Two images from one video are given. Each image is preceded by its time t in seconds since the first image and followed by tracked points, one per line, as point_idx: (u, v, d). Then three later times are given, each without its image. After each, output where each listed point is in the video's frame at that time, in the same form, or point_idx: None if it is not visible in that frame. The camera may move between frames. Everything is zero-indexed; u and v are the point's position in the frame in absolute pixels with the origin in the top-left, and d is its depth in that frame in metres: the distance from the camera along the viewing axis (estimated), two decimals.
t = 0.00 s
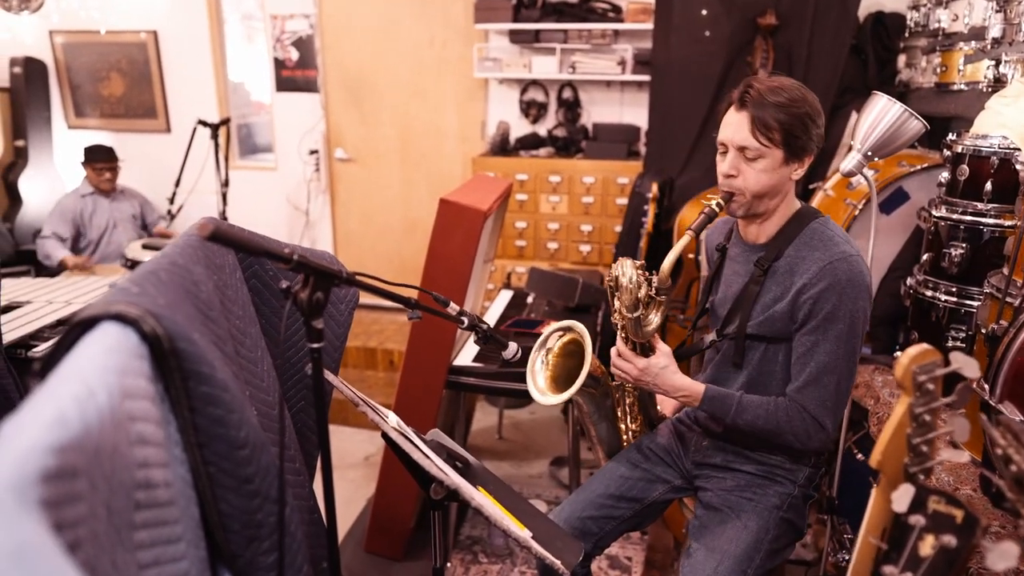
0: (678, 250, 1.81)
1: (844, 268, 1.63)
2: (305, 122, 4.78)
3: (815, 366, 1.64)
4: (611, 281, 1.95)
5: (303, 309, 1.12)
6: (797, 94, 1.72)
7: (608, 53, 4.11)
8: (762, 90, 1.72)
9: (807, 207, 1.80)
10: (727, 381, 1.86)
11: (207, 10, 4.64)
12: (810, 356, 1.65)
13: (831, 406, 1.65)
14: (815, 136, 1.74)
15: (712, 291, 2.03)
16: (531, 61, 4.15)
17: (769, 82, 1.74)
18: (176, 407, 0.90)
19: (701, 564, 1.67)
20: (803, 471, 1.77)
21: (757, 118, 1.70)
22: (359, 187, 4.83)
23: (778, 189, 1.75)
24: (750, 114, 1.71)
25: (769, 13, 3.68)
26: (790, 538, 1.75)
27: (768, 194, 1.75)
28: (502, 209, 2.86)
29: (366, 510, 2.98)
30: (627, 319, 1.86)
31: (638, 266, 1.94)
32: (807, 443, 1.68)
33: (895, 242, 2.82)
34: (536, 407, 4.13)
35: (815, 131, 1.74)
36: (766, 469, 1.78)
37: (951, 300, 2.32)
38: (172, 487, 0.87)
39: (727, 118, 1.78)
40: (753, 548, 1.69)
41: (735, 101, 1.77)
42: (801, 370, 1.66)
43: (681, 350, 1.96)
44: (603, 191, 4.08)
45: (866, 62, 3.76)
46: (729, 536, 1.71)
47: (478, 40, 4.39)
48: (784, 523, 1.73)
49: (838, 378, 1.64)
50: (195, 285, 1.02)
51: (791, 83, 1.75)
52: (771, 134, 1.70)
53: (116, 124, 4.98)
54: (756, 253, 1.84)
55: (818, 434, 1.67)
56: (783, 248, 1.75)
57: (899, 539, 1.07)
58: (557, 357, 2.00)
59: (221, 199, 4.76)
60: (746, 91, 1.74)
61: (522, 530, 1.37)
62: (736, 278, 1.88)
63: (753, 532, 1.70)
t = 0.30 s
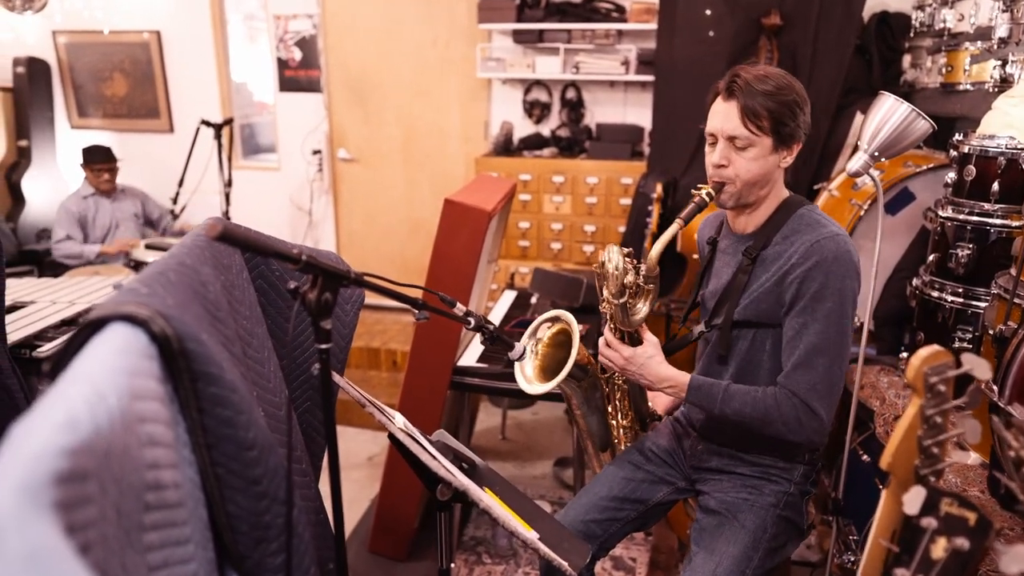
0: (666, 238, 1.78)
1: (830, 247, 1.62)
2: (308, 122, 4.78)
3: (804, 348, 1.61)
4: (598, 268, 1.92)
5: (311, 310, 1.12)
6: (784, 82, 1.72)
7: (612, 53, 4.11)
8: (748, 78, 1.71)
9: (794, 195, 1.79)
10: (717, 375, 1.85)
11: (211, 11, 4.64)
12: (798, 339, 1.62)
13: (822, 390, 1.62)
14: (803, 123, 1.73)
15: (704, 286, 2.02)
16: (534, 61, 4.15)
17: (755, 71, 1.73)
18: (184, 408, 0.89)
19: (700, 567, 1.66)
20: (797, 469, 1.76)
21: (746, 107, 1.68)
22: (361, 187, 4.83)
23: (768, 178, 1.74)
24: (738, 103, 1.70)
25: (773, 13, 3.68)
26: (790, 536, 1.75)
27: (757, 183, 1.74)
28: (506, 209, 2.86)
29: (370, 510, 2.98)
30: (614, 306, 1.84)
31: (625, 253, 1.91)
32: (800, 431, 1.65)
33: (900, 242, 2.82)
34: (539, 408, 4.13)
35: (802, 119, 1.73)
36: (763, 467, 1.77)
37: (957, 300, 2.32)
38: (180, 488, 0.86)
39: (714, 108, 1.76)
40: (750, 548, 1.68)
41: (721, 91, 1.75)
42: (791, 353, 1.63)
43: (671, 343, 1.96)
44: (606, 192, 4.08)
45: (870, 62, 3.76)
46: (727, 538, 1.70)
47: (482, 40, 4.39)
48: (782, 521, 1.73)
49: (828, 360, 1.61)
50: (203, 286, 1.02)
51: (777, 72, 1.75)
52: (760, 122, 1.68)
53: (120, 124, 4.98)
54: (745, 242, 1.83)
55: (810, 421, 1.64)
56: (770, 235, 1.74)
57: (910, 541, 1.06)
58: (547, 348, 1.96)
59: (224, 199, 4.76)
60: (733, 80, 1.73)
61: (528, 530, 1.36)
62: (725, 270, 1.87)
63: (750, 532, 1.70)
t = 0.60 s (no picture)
0: (673, 236, 1.79)
1: (832, 237, 1.62)
2: (312, 122, 4.78)
3: (812, 338, 1.58)
4: (607, 270, 1.94)
5: (326, 312, 1.13)
6: (780, 78, 1.71)
7: (617, 54, 4.10)
8: (745, 75, 1.71)
9: (797, 192, 1.80)
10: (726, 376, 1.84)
11: (216, 11, 4.64)
12: (805, 331, 1.60)
13: (832, 381, 1.59)
14: (801, 117, 1.73)
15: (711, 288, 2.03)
16: (539, 61, 4.15)
17: (751, 68, 1.73)
18: (202, 409, 0.89)
19: (706, 568, 1.67)
20: (810, 474, 1.76)
21: (742, 104, 1.68)
22: (365, 188, 4.83)
23: (769, 172, 1.74)
24: (734, 101, 1.70)
25: (779, 14, 3.67)
26: (798, 542, 1.75)
27: (758, 178, 1.74)
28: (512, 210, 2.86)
29: (376, 511, 2.98)
30: (624, 307, 1.84)
31: (633, 254, 1.93)
32: (811, 427, 1.61)
33: (907, 243, 2.81)
34: (544, 408, 4.13)
35: (800, 113, 1.73)
36: (775, 471, 1.77)
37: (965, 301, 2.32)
38: (197, 490, 0.86)
39: (711, 107, 1.76)
40: (756, 555, 1.67)
41: (718, 90, 1.75)
42: (800, 345, 1.61)
43: (679, 345, 1.96)
44: (611, 193, 4.07)
45: (876, 62, 3.75)
46: (733, 542, 1.70)
47: (486, 41, 4.39)
48: (791, 528, 1.72)
49: (837, 351, 1.58)
50: (218, 287, 1.02)
51: (773, 68, 1.74)
52: (757, 118, 1.68)
53: (125, 124, 4.99)
54: (750, 241, 1.84)
55: (821, 417, 1.60)
56: (773, 232, 1.75)
57: (924, 542, 1.07)
58: (557, 354, 1.97)
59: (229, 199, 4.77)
60: (729, 79, 1.73)
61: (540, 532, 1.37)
62: (732, 270, 1.88)
63: (759, 536, 1.69)
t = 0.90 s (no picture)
0: (709, 245, 1.79)
1: (871, 269, 1.62)
2: (315, 122, 4.78)
3: (834, 365, 1.64)
4: (641, 272, 1.94)
5: (337, 309, 1.14)
6: (829, 91, 1.71)
7: (620, 53, 4.10)
8: (794, 86, 1.71)
9: (835, 207, 1.79)
10: (748, 379, 1.85)
11: (218, 11, 4.65)
12: (829, 355, 1.65)
13: (846, 405, 1.65)
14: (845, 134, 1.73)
15: (734, 292, 2.03)
16: (542, 61, 4.15)
17: (800, 79, 1.73)
18: (214, 407, 0.90)
19: (727, 566, 1.66)
20: (824, 470, 1.76)
21: (791, 115, 1.68)
22: (369, 188, 4.84)
23: (809, 187, 1.74)
24: (785, 110, 1.69)
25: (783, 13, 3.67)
26: (813, 537, 1.74)
27: (798, 191, 1.74)
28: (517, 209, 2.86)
29: (380, 510, 2.98)
30: (655, 312, 1.85)
31: (668, 258, 1.92)
32: (819, 440, 1.68)
33: (912, 243, 2.81)
34: (547, 408, 4.12)
35: (844, 129, 1.73)
36: (790, 470, 1.77)
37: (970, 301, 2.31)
38: (210, 487, 0.86)
39: (757, 115, 1.75)
40: (777, 549, 1.67)
41: (766, 97, 1.74)
42: (819, 368, 1.66)
43: (700, 348, 1.95)
44: (615, 192, 4.07)
45: (880, 62, 3.75)
46: (753, 537, 1.69)
47: (490, 41, 4.39)
48: (806, 523, 1.72)
49: (854, 377, 1.64)
50: (228, 285, 1.02)
51: (822, 82, 1.74)
52: (805, 131, 1.68)
53: (127, 124, 4.99)
54: (783, 252, 1.83)
55: (830, 433, 1.67)
56: (812, 244, 1.74)
57: (934, 540, 1.07)
58: (579, 349, 1.97)
59: (232, 199, 4.77)
60: (779, 87, 1.72)
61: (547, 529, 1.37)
62: (761, 276, 1.87)
63: (777, 532, 1.69)
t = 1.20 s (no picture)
0: (717, 229, 1.79)
1: (880, 249, 1.62)
2: (318, 122, 4.78)
3: (847, 346, 1.61)
4: (653, 256, 1.96)
5: (344, 305, 1.15)
6: (841, 82, 1.71)
7: (623, 52, 4.09)
8: (807, 75, 1.71)
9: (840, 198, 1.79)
10: (750, 370, 1.84)
11: (221, 11, 4.65)
12: (841, 337, 1.63)
13: (861, 390, 1.62)
14: (856, 125, 1.73)
15: (737, 285, 2.03)
16: (545, 61, 4.15)
17: (813, 68, 1.73)
18: (222, 403, 0.90)
19: (721, 559, 1.66)
20: (825, 466, 1.76)
21: (803, 104, 1.68)
22: (372, 187, 4.84)
23: (817, 177, 1.73)
24: (797, 99, 1.69)
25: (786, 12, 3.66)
26: (813, 533, 1.74)
27: (807, 181, 1.73)
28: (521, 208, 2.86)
29: (383, 510, 2.98)
30: (666, 295, 1.87)
31: (682, 243, 1.95)
32: (834, 432, 1.64)
33: (916, 241, 2.81)
34: (550, 407, 4.12)
35: (855, 120, 1.73)
36: (790, 464, 1.77)
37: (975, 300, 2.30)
38: (217, 483, 0.86)
39: (769, 104, 1.76)
40: (772, 542, 1.67)
41: (779, 85, 1.75)
42: (833, 351, 1.63)
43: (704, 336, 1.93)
44: (618, 191, 4.07)
45: (883, 61, 3.75)
46: (748, 531, 1.69)
47: (493, 40, 4.39)
48: (805, 518, 1.71)
49: (871, 358, 1.61)
50: (236, 281, 1.01)
51: (835, 72, 1.74)
52: (816, 119, 1.68)
53: (130, 124, 4.99)
54: (786, 242, 1.83)
55: (846, 422, 1.63)
56: (817, 232, 1.74)
57: (944, 537, 1.08)
58: (583, 334, 1.97)
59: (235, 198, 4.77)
60: (791, 76, 1.72)
61: (553, 527, 1.36)
62: (766, 266, 1.86)
63: (772, 526, 1.69)
